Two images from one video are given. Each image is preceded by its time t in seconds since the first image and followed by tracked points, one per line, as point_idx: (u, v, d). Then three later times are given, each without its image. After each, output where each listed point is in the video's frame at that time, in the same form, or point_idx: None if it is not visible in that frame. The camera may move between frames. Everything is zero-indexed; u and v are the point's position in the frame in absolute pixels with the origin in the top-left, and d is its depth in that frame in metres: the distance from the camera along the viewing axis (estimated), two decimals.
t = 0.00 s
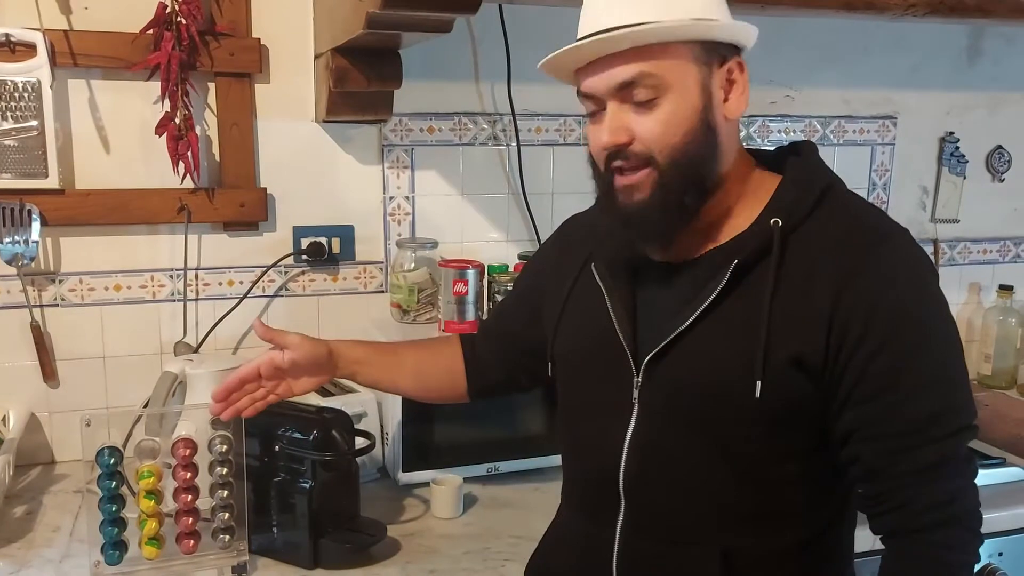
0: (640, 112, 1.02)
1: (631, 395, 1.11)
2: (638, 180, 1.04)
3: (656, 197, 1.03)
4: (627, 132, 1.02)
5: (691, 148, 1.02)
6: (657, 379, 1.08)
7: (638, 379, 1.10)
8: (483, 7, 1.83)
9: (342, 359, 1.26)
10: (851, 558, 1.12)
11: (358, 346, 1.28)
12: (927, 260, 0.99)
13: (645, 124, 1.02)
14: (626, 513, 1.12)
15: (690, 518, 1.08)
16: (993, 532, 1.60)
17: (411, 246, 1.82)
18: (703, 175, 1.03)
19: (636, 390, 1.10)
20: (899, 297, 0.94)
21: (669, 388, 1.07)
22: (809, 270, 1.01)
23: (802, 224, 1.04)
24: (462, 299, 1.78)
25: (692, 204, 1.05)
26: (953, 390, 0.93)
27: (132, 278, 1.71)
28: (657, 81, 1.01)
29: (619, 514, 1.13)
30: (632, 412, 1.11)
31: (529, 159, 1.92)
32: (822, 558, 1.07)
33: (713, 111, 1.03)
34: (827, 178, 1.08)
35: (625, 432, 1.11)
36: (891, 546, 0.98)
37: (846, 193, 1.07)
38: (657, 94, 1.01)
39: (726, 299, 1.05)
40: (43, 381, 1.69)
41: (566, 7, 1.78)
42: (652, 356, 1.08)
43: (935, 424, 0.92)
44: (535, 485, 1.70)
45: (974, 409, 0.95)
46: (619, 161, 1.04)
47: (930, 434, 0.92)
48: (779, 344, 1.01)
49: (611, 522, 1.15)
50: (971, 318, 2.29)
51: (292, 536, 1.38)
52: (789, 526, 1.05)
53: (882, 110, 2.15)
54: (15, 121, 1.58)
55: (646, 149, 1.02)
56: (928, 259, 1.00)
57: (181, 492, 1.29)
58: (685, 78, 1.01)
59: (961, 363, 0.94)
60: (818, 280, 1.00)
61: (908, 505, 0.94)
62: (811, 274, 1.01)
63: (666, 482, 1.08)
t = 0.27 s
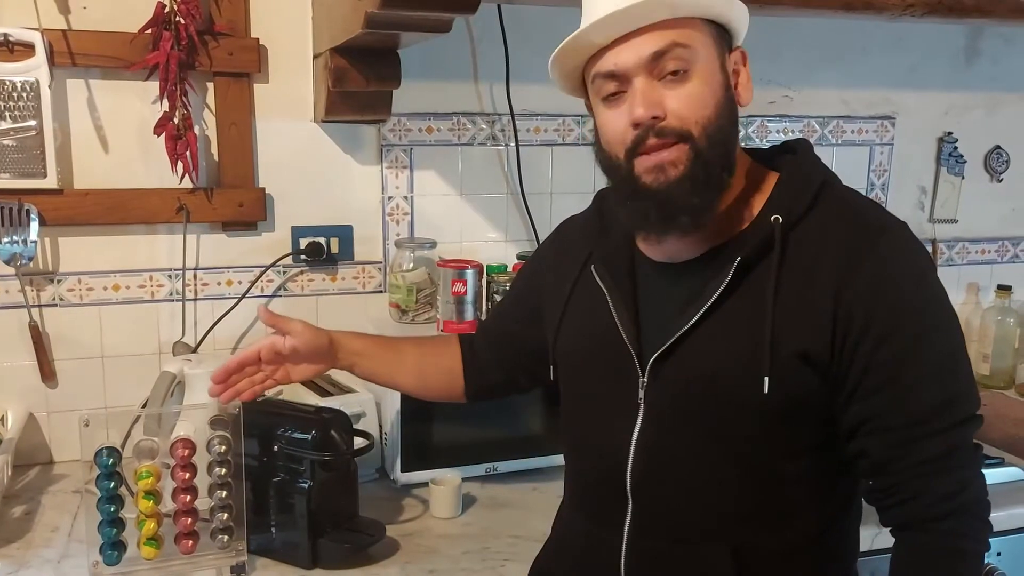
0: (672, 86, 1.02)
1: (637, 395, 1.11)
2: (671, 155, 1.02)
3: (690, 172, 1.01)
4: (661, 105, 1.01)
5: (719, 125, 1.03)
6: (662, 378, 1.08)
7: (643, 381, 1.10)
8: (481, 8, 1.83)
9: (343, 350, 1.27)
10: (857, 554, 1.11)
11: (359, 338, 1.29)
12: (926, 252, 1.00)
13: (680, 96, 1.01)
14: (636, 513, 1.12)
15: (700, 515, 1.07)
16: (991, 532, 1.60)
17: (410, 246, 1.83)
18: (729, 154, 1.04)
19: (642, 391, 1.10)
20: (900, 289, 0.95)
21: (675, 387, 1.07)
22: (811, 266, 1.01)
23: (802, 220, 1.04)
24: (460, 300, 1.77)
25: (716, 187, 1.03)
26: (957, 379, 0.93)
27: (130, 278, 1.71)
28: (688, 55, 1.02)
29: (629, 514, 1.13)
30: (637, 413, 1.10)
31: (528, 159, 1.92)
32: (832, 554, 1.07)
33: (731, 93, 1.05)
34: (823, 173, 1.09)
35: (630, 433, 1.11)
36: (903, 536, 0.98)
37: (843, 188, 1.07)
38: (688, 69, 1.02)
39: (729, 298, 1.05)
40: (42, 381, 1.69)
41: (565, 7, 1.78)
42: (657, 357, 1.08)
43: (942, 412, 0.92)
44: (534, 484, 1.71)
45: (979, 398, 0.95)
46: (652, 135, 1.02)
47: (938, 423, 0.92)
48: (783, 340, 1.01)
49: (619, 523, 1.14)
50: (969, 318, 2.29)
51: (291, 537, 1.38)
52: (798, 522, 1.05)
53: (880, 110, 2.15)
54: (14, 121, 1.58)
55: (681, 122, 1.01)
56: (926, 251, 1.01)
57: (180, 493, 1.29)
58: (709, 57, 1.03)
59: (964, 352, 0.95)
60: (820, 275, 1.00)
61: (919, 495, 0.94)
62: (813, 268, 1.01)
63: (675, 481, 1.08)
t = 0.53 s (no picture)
0: (682, 83, 1.02)
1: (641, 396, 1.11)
2: (678, 151, 1.02)
3: (699, 168, 1.01)
4: (671, 101, 1.01)
5: (727, 123, 1.03)
6: (667, 377, 1.08)
7: (647, 381, 1.10)
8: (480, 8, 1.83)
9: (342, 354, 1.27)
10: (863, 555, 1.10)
11: (358, 343, 1.29)
12: (928, 250, 0.99)
13: (689, 93, 1.01)
14: (641, 513, 1.12)
15: (705, 515, 1.07)
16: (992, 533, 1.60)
17: (409, 246, 1.81)
18: (735, 152, 1.04)
19: (646, 392, 1.10)
20: (903, 287, 0.94)
21: (680, 387, 1.07)
22: (814, 265, 1.01)
23: (805, 220, 1.04)
24: (460, 300, 1.77)
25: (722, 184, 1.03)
26: (960, 378, 0.92)
27: (129, 278, 1.71)
28: (699, 53, 1.02)
29: (635, 514, 1.12)
30: (642, 413, 1.10)
31: (527, 159, 1.92)
32: (839, 556, 1.06)
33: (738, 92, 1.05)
34: (825, 172, 1.08)
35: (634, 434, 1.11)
36: (904, 535, 0.97)
37: (845, 187, 1.07)
38: (698, 67, 1.02)
39: (733, 297, 1.05)
40: (40, 382, 1.69)
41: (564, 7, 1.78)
42: (661, 357, 1.08)
43: (944, 411, 0.92)
44: (533, 485, 1.70)
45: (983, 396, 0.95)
46: (660, 132, 1.02)
47: (941, 421, 0.92)
48: (788, 338, 1.00)
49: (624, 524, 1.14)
50: (969, 318, 2.29)
51: (290, 538, 1.37)
52: (805, 522, 1.04)
53: (880, 110, 2.15)
54: (12, 121, 1.57)
55: (689, 120, 1.01)
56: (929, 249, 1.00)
57: (179, 494, 1.28)
58: (719, 56, 1.03)
59: (967, 349, 0.94)
60: (824, 274, 0.99)
61: (922, 493, 0.94)
62: (817, 267, 1.00)
63: (681, 480, 1.08)
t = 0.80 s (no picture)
0: (678, 85, 1.02)
1: (645, 396, 1.11)
2: (675, 153, 1.02)
3: (696, 170, 1.01)
4: (667, 104, 1.01)
5: (724, 125, 1.03)
6: (671, 377, 1.08)
7: (651, 380, 1.10)
8: (478, 8, 1.83)
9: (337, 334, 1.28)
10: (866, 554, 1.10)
11: (349, 321, 1.29)
12: (931, 249, 0.99)
13: (685, 96, 1.01)
14: (645, 513, 1.11)
15: (709, 514, 1.07)
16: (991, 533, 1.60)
17: (409, 246, 1.80)
18: (734, 153, 1.04)
19: (650, 391, 1.10)
20: (905, 286, 0.94)
21: (683, 386, 1.07)
22: (817, 264, 1.01)
23: (807, 219, 1.04)
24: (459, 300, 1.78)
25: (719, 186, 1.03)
26: (962, 376, 0.92)
27: (127, 278, 1.70)
28: (695, 56, 1.01)
29: (638, 513, 1.12)
30: (646, 412, 1.10)
31: (526, 158, 1.92)
32: (843, 555, 1.06)
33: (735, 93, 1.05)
34: (828, 172, 1.08)
35: (637, 434, 1.11)
36: (905, 533, 0.98)
37: (847, 187, 1.07)
38: (695, 70, 1.02)
39: (736, 296, 1.05)
40: (38, 381, 1.68)
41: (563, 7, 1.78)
42: (665, 356, 1.08)
43: (945, 409, 0.92)
44: (532, 485, 1.70)
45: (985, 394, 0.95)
46: (655, 134, 1.02)
47: (942, 419, 0.92)
48: (791, 337, 1.00)
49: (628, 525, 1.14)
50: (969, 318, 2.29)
51: (288, 538, 1.37)
52: (808, 522, 1.03)
53: (879, 110, 2.15)
54: (10, 120, 1.57)
55: (686, 122, 1.01)
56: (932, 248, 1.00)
57: (177, 494, 1.28)
58: (717, 58, 1.03)
59: (970, 348, 0.94)
60: (827, 273, 0.99)
61: (923, 491, 0.94)
62: (819, 266, 1.00)
63: (685, 480, 1.07)
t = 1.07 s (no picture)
0: (596, 126, 1.08)
1: (649, 393, 1.09)
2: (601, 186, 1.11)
3: (614, 205, 1.09)
4: (589, 141, 1.09)
5: (643, 161, 1.06)
6: (675, 374, 1.07)
7: (655, 377, 1.08)
8: (477, 6, 1.83)
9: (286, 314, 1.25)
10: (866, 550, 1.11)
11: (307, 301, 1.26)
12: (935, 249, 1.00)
13: (602, 138, 1.07)
14: (647, 511, 1.11)
15: (712, 511, 1.07)
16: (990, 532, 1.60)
17: (407, 245, 1.80)
18: (660, 183, 1.07)
19: (654, 388, 1.08)
20: (910, 285, 0.94)
21: (688, 383, 1.06)
22: (822, 262, 1.00)
23: (812, 216, 1.04)
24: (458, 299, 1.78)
25: (645, 214, 1.09)
26: (963, 375, 0.93)
27: (126, 277, 1.70)
28: (608, 99, 1.06)
29: (640, 511, 1.12)
30: (650, 410, 1.09)
31: (524, 158, 1.91)
32: (843, 550, 1.07)
33: (667, 120, 1.05)
34: (830, 171, 1.08)
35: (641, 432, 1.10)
36: (903, 531, 0.99)
37: (850, 185, 1.07)
38: (609, 111, 1.06)
39: (743, 294, 1.04)
40: (37, 381, 1.68)
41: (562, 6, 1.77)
42: (670, 354, 1.07)
43: (946, 408, 0.93)
44: (531, 485, 1.70)
45: (984, 394, 0.96)
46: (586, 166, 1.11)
47: (943, 418, 0.93)
48: (796, 335, 1.00)
49: (630, 523, 1.13)
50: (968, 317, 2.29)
51: (287, 537, 1.37)
52: (809, 518, 1.04)
53: (878, 109, 2.15)
54: (8, 120, 1.57)
55: (603, 159, 1.08)
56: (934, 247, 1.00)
57: (175, 493, 1.28)
58: (636, 94, 1.05)
59: (971, 348, 0.95)
60: (832, 271, 0.99)
61: (924, 489, 0.95)
62: (824, 264, 1.00)
63: (689, 478, 1.07)
